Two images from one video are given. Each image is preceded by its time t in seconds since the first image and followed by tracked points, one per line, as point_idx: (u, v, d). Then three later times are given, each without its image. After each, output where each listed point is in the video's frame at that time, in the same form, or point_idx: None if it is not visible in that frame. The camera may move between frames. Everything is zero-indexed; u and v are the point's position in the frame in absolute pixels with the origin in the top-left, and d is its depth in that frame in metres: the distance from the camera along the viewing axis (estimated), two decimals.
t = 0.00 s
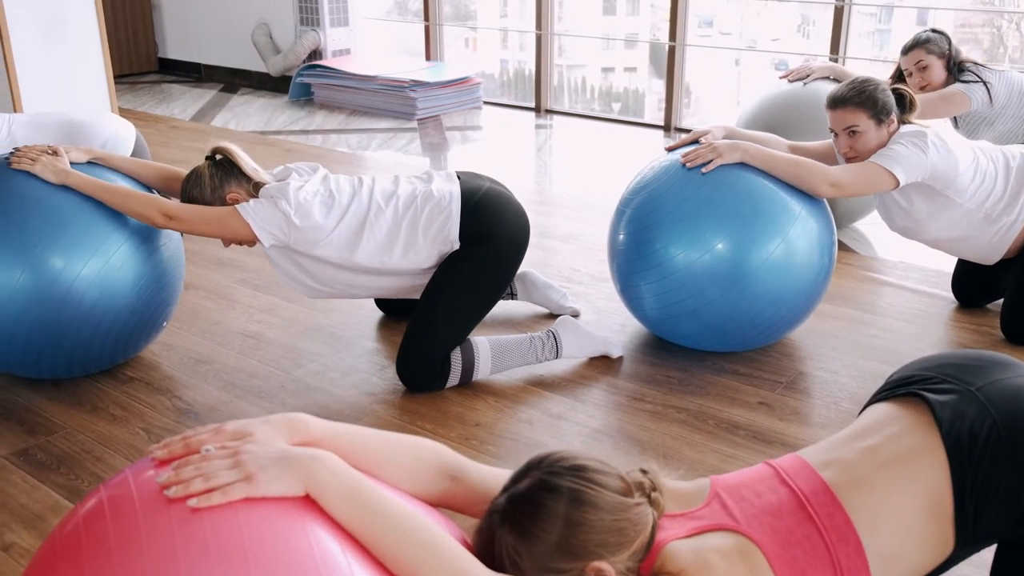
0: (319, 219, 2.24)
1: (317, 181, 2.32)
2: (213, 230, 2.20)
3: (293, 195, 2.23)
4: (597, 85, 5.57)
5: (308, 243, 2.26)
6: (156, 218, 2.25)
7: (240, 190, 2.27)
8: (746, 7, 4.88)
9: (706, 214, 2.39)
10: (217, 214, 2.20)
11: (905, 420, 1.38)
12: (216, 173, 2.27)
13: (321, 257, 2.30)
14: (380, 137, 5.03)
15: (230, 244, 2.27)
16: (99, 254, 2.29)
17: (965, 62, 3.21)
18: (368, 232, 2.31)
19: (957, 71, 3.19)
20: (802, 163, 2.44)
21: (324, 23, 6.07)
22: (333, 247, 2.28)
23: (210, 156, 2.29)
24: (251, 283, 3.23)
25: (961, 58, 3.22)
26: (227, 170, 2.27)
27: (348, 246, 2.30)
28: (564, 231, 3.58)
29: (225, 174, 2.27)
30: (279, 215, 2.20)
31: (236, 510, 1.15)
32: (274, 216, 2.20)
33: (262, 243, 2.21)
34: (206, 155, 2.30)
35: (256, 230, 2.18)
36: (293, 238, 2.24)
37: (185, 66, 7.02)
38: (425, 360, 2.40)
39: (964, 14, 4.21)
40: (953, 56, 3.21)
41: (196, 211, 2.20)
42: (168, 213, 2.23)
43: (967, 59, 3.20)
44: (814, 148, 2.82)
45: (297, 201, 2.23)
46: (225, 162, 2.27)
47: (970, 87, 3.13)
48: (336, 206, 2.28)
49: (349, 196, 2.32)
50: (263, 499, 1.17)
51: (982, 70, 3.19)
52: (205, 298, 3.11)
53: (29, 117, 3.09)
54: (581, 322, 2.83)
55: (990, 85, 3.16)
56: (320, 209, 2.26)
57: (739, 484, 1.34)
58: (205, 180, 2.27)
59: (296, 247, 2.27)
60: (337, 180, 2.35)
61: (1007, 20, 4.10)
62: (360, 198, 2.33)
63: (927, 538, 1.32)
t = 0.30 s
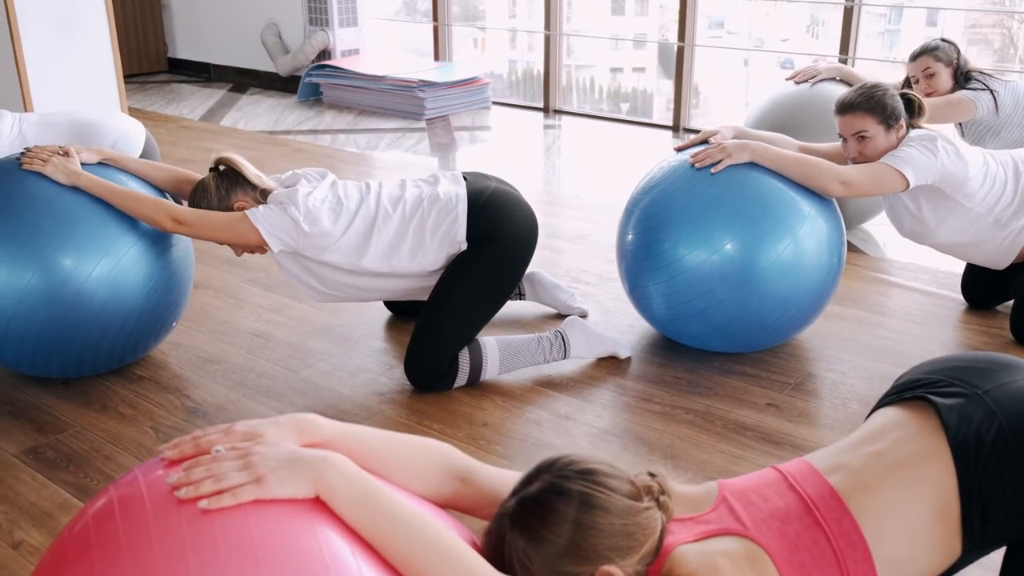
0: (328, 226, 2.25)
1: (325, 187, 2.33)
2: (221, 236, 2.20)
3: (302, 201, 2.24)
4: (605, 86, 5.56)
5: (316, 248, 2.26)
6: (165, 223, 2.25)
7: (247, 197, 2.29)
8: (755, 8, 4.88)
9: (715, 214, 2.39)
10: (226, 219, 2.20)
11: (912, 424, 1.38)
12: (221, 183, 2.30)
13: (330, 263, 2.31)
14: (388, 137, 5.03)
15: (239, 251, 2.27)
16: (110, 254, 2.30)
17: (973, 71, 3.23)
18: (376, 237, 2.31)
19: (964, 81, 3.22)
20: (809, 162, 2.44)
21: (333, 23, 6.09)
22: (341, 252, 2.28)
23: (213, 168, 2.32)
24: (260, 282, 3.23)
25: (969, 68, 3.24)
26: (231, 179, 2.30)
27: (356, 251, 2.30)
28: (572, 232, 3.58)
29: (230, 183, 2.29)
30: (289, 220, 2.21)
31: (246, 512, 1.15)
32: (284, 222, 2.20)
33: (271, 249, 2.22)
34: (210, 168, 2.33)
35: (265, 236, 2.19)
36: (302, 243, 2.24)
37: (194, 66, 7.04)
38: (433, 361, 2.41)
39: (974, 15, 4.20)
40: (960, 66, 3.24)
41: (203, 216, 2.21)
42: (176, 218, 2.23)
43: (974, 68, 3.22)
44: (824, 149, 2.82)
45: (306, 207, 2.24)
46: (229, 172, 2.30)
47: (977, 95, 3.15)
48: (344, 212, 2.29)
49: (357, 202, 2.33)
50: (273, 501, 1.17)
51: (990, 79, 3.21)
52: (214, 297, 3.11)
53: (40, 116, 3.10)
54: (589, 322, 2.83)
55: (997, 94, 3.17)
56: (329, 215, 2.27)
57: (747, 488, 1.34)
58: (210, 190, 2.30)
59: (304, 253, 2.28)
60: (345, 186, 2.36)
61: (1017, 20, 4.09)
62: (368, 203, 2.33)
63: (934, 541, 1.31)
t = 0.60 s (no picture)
0: (337, 230, 2.26)
1: (335, 192, 2.33)
2: (232, 238, 2.21)
3: (311, 205, 2.25)
4: (614, 86, 5.56)
5: (326, 252, 2.27)
6: (176, 226, 2.25)
7: (255, 203, 2.29)
8: (764, 8, 4.87)
9: (724, 217, 2.38)
10: (236, 223, 2.20)
11: (922, 428, 1.38)
12: (229, 190, 2.30)
13: (339, 267, 2.31)
14: (397, 137, 5.04)
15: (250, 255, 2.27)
16: (121, 254, 2.31)
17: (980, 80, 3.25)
18: (385, 241, 2.31)
19: (972, 88, 3.23)
20: (818, 166, 2.43)
21: (342, 23, 6.10)
22: (349, 256, 2.29)
23: (221, 176, 2.33)
24: (269, 282, 3.24)
25: (976, 78, 3.26)
26: (239, 185, 2.31)
27: (364, 255, 2.30)
28: (581, 232, 3.58)
29: (238, 189, 2.30)
30: (299, 225, 2.21)
31: (256, 510, 1.15)
32: (294, 226, 2.21)
33: (281, 252, 2.22)
34: (218, 175, 2.35)
35: (275, 240, 2.20)
36: (311, 247, 2.25)
37: (204, 66, 7.05)
38: (441, 362, 2.41)
39: (984, 15, 4.18)
40: (967, 75, 3.26)
41: (214, 219, 2.21)
42: (187, 220, 2.24)
43: (982, 78, 3.24)
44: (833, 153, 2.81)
45: (316, 212, 2.25)
46: (237, 178, 2.31)
47: (984, 100, 3.15)
48: (353, 216, 2.30)
49: (366, 205, 2.33)
50: (283, 500, 1.18)
51: (998, 88, 3.22)
52: (223, 296, 3.12)
53: (51, 115, 3.10)
54: (597, 323, 2.83)
55: (1005, 101, 3.18)
56: (338, 220, 2.27)
57: (756, 492, 1.34)
58: (219, 199, 2.30)
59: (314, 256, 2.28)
60: (354, 190, 2.36)
61: None
62: (377, 208, 2.34)
63: (945, 545, 1.31)
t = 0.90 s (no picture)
0: (347, 234, 2.26)
1: (345, 197, 2.34)
2: (242, 242, 2.21)
3: (321, 209, 2.26)
4: (623, 86, 5.55)
5: (336, 256, 2.27)
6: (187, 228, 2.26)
7: (264, 209, 2.29)
8: (774, 9, 4.86)
9: (733, 217, 2.38)
10: (248, 226, 2.21)
11: (934, 428, 1.37)
12: (238, 198, 2.30)
13: (349, 271, 2.32)
14: (406, 137, 5.04)
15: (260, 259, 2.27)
16: (132, 254, 2.31)
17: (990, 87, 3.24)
18: (394, 244, 2.32)
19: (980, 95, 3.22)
20: (828, 167, 2.43)
21: (352, 23, 6.11)
22: (359, 260, 2.29)
23: (230, 184, 2.33)
24: (278, 281, 3.25)
25: (986, 85, 3.25)
26: (248, 192, 2.31)
27: (374, 259, 2.31)
28: (590, 233, 3.58)
29: (247, 196, 2.30)
30: (309, 229, 2.22)
31: (267, 507, 1.16)
32: (304, 230, 2.22)
33: (291, 256, 2.23)
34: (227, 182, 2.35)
35: (285, 244, 2.20)
36: (321, 251, 2.25)
37: (214, 66, 7.07)
38: (450, 363, 2.41)
39: (995, 16, 4.16)
40: (976, 81, 3.25)
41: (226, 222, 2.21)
42: (198, 223, 2.24)
43: (991, 84, 3.23)
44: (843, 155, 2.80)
45: (327, 216, 2.26)
46: (245, 185, 2.31)
47: (992, 105, 3.14)
48: (362, 220, 2.30)
49: (376, 209, 2.34)
50: (293, 498, 1.18)
51: (1008, 94, 3.21)
52: (232, 296, 3.13)
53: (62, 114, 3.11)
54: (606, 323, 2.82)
55: (1014, 107, 3.16)
56: (348, 224, 2.28)
57: (767, 491, 1.34)
58: (228, 205, 2.30)
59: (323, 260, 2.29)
60: (363, 194, 2.37)
61: None
62: (387, 212, 2.34)
63: (956, 546, 1.31)
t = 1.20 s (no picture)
0: (358, 238, 2.27)
1: (356, 200, 2.34)
2: (253, 245, 2.22)
3: (332, 212, 2.26)
4: (632, 87, 5.55)
5: (346, 259, 2.28)
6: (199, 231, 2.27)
7: (275, 214, 2.30)
8: (784, 9, 4.85)
9: (742, 218, 2.37)
10: (259, 229, 2.22)
11: (951, 425, 1.37)
12: (249, 202, 2.31)
13: (359, 274, 2.32)
14: (415, 137, 5.04)
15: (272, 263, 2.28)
16: (144, 254, 2.32)
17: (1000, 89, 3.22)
18: (404, 247, 2.32)
19: (990, 96, 3.20)
20: (838, 167, 2.42)
21: (361, 23, 6.12)
22: (369, 262, 2.29)
23: (241, 188, 2.34)
24: (287, 281, 3.25)
25: (994, 89, 3.23)
26: (259, 197, 2.31)
27: (383, 260, 2.31)
28: (599, 233, 3.57)
29: (257, 201, 2.31)
30: (320, 231, 2.23)
31: (276, 506, 1.16)
32: (316, 233, 2.22)
33: (301, 259, 2.23)
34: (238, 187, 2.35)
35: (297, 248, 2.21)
36: (331, 254, 2.26)
37: (224, 66, 7.09)
38: (459, 364, 2.41)
39: (1007, 16, 4.14)
40: (986, 83, 3.23)
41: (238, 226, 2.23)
42: (210, 225, 2.25)
43: (1000, 88, 3.21)
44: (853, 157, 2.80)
45: (338, 219, 2.26)
46: (257, 190, 2.32)
47: (1003, 106, 3.12)
48: (372, 223, 2.31)
49: (385, 212, 2.34)
50: (303, 496, 1.18)
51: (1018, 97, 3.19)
52: (241, 295, 3.14)
53: (73, 114, 3.12)
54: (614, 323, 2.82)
55: None
56: (359, 227, 2.28)
57: (778, 486, 1.33)
58: (239, 209, 2.31)
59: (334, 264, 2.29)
60: (372, 197, 2.37)
61: None
62: (397, 215, 2.35)
63: (970, 543, 1.31)
